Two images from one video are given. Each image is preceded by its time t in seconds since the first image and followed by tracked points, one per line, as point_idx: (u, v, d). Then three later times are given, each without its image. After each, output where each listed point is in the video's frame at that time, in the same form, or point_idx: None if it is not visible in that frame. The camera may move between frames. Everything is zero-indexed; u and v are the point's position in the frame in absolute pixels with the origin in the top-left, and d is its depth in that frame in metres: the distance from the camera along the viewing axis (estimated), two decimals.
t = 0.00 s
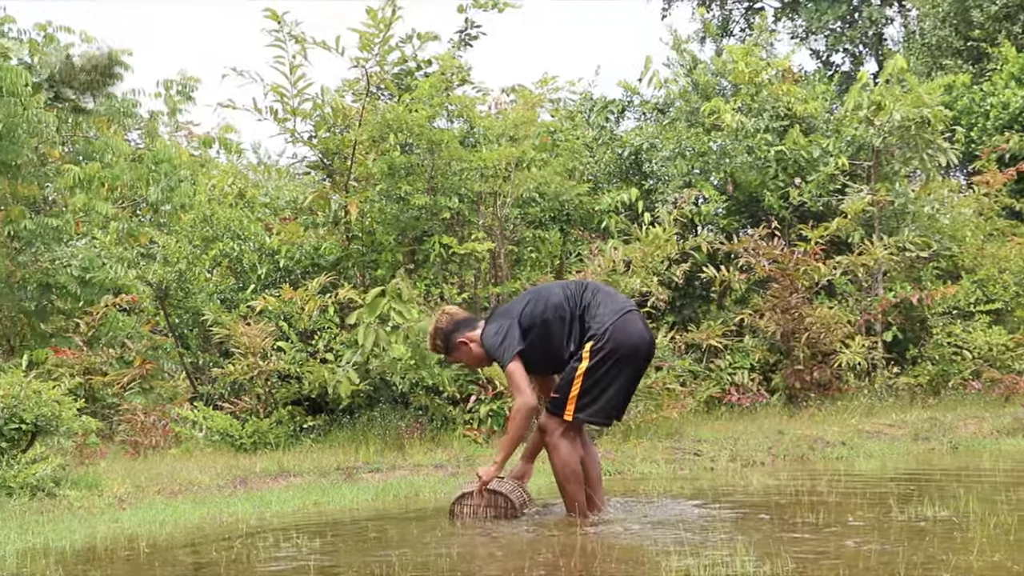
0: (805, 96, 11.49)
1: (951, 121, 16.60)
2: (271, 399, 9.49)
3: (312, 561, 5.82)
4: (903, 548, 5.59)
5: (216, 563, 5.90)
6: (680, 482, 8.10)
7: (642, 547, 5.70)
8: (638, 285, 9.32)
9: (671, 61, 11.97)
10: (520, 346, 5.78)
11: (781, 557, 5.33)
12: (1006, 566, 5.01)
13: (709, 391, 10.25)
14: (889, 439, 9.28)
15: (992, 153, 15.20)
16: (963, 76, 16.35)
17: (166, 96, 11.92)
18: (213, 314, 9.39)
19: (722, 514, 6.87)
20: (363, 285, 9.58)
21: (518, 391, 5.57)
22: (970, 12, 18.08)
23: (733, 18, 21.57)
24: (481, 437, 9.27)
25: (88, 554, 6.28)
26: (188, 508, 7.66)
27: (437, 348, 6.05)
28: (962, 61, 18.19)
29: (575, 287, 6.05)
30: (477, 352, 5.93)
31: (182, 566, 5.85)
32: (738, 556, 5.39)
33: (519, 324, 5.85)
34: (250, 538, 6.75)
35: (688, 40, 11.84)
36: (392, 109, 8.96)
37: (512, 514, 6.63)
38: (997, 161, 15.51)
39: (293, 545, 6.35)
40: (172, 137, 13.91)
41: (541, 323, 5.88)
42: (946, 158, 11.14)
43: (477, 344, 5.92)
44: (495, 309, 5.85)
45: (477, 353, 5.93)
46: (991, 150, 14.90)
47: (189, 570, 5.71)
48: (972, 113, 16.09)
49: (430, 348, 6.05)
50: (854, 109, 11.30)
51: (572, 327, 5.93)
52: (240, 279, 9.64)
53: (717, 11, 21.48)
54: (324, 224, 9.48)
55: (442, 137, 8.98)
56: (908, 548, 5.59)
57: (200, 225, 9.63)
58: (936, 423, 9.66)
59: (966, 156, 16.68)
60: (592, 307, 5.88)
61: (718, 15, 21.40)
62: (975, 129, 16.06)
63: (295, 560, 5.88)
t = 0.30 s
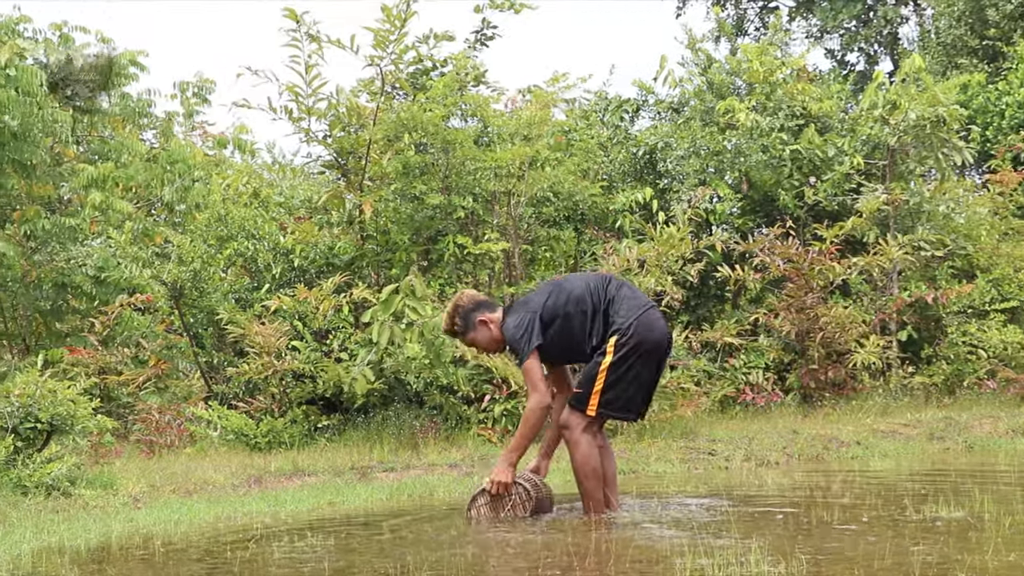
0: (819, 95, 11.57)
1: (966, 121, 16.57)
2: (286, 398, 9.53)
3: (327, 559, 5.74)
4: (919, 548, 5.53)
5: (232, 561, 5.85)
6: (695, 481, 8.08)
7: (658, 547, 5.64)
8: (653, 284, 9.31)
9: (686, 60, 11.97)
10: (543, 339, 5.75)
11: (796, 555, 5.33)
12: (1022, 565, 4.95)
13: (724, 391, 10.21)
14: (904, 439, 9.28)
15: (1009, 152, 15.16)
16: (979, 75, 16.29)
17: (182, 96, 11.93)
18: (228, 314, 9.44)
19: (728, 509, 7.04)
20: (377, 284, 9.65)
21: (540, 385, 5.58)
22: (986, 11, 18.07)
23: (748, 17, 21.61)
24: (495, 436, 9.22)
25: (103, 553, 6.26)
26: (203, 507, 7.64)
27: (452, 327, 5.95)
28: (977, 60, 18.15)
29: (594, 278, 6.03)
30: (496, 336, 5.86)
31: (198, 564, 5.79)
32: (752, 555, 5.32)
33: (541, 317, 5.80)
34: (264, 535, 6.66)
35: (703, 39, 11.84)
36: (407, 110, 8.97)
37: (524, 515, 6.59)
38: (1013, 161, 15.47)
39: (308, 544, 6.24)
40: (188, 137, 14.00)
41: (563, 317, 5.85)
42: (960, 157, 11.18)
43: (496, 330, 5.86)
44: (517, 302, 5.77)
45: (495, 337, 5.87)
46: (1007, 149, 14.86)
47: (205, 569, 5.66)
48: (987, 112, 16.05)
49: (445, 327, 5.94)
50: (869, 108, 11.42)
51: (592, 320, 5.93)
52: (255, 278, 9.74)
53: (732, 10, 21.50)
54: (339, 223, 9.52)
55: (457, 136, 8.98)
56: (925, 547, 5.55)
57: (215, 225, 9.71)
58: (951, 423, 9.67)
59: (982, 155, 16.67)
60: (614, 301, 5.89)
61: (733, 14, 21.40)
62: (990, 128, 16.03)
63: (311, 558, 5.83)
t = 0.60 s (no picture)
0: (830, 94, 11.53)
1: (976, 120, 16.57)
2: (295, 397, 9.56)
3: (339, 559, 5.72)
4: (928, 546, 5.54)
5: (242, 560, 5.83)
6: (705, 480, 8.06)
7: (669, 545, 5.62)
8: (661, 283, 9.41)
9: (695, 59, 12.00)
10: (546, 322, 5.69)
11: (807, 553, 5.33)
12: None
13: (733, 390, 10.31)
14: (913, 438, 9.28)
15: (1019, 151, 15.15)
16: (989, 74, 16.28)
17: (190, 93, 11.91)
18: (238, 313, 9.47)
19: (740, 507, 7.06)
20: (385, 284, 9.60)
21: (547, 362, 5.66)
22: (995, 9, 18.06)
23: (758, 16, 21.62)
24: (504, 435, 9.20)
25: (113, 552, 6.25)
26: (213, 505, 7.63)
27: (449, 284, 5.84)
28: (987, 58, 18.14)
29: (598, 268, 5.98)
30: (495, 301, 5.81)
31: (208, 564, 5.77)
32: (761, 555, 5.29)
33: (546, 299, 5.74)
34: (274, 534, 6.63)
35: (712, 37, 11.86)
36: (418, 108, 9.02)
37: (522, 494, 6.38)
38: None
39: (317, 543, 6.21)
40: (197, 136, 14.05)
41: (566, 302, 5.79)
42: (969, 156, 11.22)
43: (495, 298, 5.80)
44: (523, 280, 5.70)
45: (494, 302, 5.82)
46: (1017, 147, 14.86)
47: (214, 568, 5.64)
48: (997, 110, 16.04)
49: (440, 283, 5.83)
50: (879, 107, 11.47)
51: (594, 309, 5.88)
52: (264, 278, 9.82)
53: (742, 9, 21.50)
54: (348, 222, 9.54)
55: (467, 135, 9.09)
56: (934, 544, 5.60)
57: (224, 224, 9.81)
58: (960, 421, 9.68)
59: (992, 153, 16.65)
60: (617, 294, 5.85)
61: (742, 13, 21.41)
62: (1000, 127, 16.02)
63: (320, 557, 5.80)
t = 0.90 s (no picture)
0: (831, 94, 11.54)
1: (977, 120, 16.56)
2: (296, 396, 9.56)
3: (339, 558, 5.72)
4: (930, 546, 5.52)
5: (242, 560, 5.82)
6: (705, 480, 8.06)
7: (669, 545, 5.62)
8: (662, 283, 9.59)
9: (697, 59, 12.00)
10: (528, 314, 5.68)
11: (806, 554, 5.32)
12: None
13: (733, 390, 10.32)
14: (914, 437, 9.28)
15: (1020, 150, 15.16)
16: (990, 73, 16.27)
17: (191, 92, 11.92)
18: (239, 312, 9.48)
19: (740, 507, 7.05)
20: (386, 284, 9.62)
21: (546, 344, 5.61)
22: (996, 8, 18.06)
23: (758, 15, 21.65)
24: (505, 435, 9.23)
25: (114, 551, 6.25)
26: (214, 505, 7.62)
27: (422, 270, 5.72)
28: (988, 58, 18.14)
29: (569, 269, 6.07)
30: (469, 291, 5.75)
31: (208, 564, 5.76)
32: (761, 555, 5.29)
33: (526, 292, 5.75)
34: (275, 533, 6.65)
35: (713, 37, 11.86)
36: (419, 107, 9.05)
37: (487, 455, 6.21)
38: None
39: (317, 543, 6.21)
40: (198, 136, 14.06)
41: (542, 299, 5.84)
42: (970, 155, 11.20)
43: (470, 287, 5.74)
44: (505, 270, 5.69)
45: (468, 292, 5.77)
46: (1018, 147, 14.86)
47: (214, 568, 5.63)
48: (998, 109, 16.03)
49: (413, 268, 5.68)
50: (880, 107, 11.46)
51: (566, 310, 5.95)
52: (265, 277, 9.80)
53: (743, 8, 21.52)
54: (348, 222, 9.51)
55: (467, 134, 9.14)
56: (934, 544, 5.57)
57: (225, 223, 9.75)
58: (961, 421, 9.67)
59: (993, 153, 16.65)
60: (590, 297, 5.95)
61: (743, 13, 21.43)
62: (1001, 126, 16.01)
63: (320, 557, 5.79)
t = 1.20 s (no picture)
0: (831, 93, 11.55)
1: (978, 119, 16.55)
2: (296, 396, 9.56)
3: (337, 557, 5.75)
4: (928, 546, 5.50)
5: (242, 560, 5.80)
6: (705, 480, 8.05)
7: (668, 545, 5.61)
8: (662, 282, 9.69)
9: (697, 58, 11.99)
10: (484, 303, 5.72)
11: (804, 554, 5.31)
12: None
13: (733, 389, 10.32)
14: (914, 437, 9.27)
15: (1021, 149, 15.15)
16: (990, 73, 16.27)
17: (191, 91, 11.93)
18: (239, 311, 9.50)
19: (738, 507, 7.05)
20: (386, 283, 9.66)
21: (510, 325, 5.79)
22: (996, 8, 18.06)
23: (758, 15, 21.65)
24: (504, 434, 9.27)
25: (113, 551, 6.25)
26: (214, 504, 7.62)
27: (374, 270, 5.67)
28: (988, 58, 18.13)
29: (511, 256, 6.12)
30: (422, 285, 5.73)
31: (207, 564, 5.73)
32: (760, 555, 5.28)
33: (479, 281, 5.77)
34: (275, 533, 6.66)
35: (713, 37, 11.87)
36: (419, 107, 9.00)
37: (439, 424, 6.42)
38: None
39: (317, 542, 6.19)
40: (198, 134, 14.04)
41: (493, 286, 5.87)
42: (970, 155, 11.20)
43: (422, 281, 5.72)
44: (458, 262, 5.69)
45: (421, 287, 5.75)
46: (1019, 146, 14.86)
47: (213, 568, 5.61)
48: (998, 109, 16.02)
49: (364, 267, 5.63)
50: (879, 107, 11.45)
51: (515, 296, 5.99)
52: (264, 277, 9.83)
53: (743, 8, 21.52)
54: (348, 222, 9.44)
55: (467, 134, 9.15)
56: (933, 544, 5.56)
57: (225, 222, 9.70)
58: (961, 421, 9.66)
59: (993, 153, 16.65)
60: (538, 283, 6.02)
61: (743, 13, 21.42)
62: (1001, 126, 16.00)
63: (320, 557, 5.77)
